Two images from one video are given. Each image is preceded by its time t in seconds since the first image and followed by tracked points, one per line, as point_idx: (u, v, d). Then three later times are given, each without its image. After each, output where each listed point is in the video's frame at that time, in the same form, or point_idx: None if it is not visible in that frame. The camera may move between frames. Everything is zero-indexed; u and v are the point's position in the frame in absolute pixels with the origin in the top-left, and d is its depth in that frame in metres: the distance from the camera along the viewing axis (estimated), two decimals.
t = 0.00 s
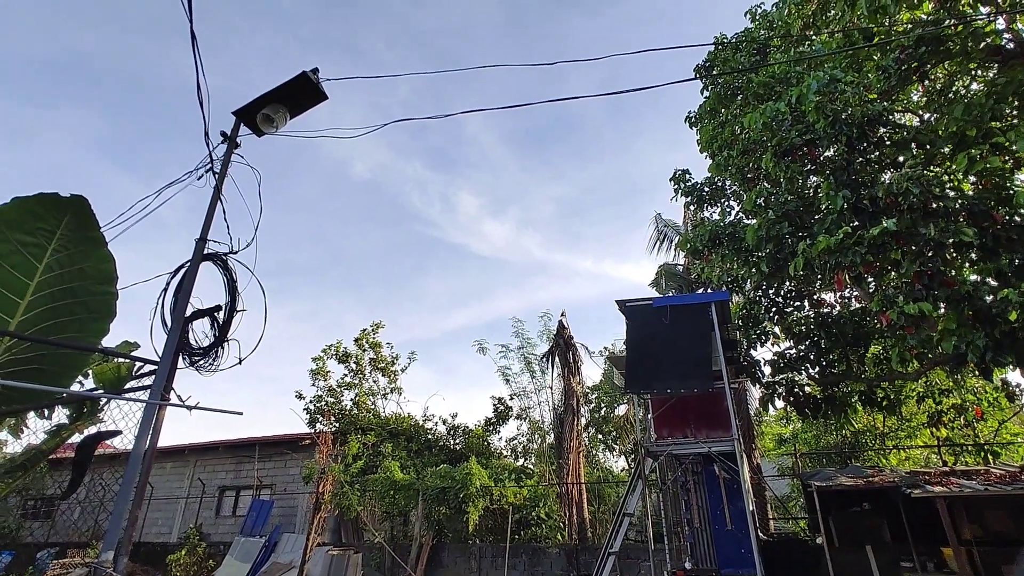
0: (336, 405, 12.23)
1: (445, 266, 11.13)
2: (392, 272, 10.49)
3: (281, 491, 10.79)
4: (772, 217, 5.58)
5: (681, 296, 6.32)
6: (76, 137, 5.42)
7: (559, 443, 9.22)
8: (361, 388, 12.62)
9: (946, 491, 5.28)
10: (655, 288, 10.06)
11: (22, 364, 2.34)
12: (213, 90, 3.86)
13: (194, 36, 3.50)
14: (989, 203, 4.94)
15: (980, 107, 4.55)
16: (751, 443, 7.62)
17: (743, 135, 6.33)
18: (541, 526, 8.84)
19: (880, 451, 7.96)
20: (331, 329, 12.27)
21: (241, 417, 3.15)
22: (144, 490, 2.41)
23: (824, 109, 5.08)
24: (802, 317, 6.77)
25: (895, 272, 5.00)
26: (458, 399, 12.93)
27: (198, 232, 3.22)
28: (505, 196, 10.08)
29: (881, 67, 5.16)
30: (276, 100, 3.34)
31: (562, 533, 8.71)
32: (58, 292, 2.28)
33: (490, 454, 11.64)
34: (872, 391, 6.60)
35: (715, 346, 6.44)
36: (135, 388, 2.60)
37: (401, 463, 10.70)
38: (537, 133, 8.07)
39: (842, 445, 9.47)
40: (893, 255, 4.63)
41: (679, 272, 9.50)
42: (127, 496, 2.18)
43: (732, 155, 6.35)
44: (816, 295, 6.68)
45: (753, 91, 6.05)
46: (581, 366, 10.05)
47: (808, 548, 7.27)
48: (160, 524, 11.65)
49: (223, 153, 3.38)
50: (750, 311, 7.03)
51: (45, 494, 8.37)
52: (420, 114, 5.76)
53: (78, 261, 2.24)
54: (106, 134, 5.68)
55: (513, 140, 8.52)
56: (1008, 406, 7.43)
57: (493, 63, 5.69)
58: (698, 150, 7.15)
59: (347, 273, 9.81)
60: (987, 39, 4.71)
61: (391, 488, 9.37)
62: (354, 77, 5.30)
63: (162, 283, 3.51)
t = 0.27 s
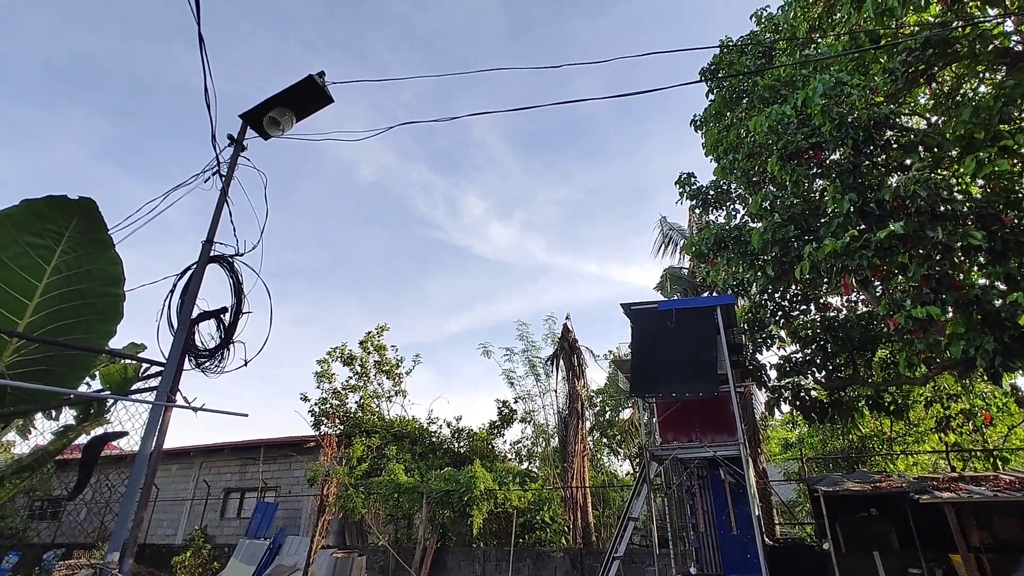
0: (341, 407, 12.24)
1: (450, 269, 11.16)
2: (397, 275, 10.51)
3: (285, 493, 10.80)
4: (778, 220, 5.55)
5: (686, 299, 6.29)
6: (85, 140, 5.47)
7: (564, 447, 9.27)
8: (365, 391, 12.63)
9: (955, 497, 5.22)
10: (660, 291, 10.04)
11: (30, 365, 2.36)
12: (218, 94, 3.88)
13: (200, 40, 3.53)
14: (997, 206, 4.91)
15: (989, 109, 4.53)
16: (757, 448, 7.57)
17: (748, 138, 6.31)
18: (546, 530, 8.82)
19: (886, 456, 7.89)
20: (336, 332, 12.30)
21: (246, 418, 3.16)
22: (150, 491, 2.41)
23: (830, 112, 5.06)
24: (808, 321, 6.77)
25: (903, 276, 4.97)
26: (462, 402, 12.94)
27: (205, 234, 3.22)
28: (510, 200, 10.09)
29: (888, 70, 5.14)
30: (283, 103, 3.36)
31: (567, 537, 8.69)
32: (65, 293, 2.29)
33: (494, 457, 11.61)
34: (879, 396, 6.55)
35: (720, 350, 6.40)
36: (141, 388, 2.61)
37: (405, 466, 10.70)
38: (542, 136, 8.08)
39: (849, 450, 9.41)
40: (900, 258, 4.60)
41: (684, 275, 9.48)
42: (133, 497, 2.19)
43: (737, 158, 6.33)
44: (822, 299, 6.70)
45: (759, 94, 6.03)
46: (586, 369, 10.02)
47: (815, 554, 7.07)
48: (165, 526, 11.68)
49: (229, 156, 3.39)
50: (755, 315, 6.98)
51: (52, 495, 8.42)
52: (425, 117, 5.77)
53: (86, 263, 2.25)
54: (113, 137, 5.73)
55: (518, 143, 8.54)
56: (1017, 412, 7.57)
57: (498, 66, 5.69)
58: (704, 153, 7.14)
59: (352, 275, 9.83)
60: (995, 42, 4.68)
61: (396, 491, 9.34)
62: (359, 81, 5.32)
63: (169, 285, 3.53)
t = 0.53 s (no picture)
0: (347, 411, 12.23)
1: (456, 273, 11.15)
2: (403, 279, 10.53)
3: (291, 497, 10.81)
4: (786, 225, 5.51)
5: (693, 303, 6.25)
6: (95, 145, 5.53)
7: (570, 452, 9.15)
8: (371, 395, 12.62)
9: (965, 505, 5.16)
10: (667, 295, 10.01)
11: (43, 369, 2.38)
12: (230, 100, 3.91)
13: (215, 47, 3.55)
14: (1008, 211, 4.86)
15: (999, 113, 4.49)
16: (765, 454, 7.51)
17: (755, 142, 6.29)
18: (553, 536, 8.87)
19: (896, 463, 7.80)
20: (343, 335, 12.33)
21: (254, 422, 3.17)
22: (159, 495, 2.42)
23: (838, 117, 5.03)
24: (816, 325, 6.69)
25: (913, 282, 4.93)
26: (468, 406, 12.94)
27: (214, 239, 3.25)
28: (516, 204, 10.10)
29: (897, 74, 5.11)
30: (292, 109, 3.39)
31: (573, 543, 8.65)
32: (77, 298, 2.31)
33: (500, 462, 11.59)
34: (888, 402, 6.49)
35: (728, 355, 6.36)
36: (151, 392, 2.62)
37: (411, 470, 10.69)
38: (548, 141, 8.09)
39: (857, 457, 9.32)
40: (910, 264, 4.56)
41: (690, 279, 9.44)
42: (142, 501, 2.20)
43: (744, 162, 6.31)
44: (830, 304, 6.63)
45: (766, 98, 6.01)
46: (592, 374, 10.00)
47: (825, 561, 7.10)
48: (172, 529, 11.73)
49: (239, 161, 3.42)
50: (763, 319, 6.94)
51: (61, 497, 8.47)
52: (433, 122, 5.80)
53: (98, 268, 2.28)
54: (123, 143, 5.79)
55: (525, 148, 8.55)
56: None
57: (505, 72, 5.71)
58: (711, 157, 7.12)
59: (358, 280, 9.86)
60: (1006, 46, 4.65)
61: (402, 495, 9.31)
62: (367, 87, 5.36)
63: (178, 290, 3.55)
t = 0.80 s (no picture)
0: (353, 415, 12.24)
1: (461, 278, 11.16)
2: (409, 283, 10.55)
3: (297, 501, 10.81)
4: (793, 230, 5.49)
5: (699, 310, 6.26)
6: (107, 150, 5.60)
7: (576, 456, 9.19)
8: (377, 399, 12.61)
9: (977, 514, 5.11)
10: (673, 300, 9.99)
11: (56, 372, 2.41)
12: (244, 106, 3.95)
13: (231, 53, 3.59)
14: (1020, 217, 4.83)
15: (1009, 118, 4.48)
16: (771, 460, 7.47)
17: (762, 148, 6.28)
18: (557, 542, 8.80)
19: (905, 471, 7.73)
20: (348, 339, 12.37)
21: (263, 426, 3.17)
22: (169, 498, 2.43)
23: (846, 122, 5.02)
24: (824, 331, 6.57)
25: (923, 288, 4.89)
26: (472, 411, 12.90)
27: (225, 244, 3.26)
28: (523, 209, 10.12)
29: (905, 79, 5.10)
30: (301, 115, 3.40)
31: (579, 549, 8.61)
32: (89, 301, 2.33)
33: (505, 467, 11.57)
34: (897, 409, 6.44)
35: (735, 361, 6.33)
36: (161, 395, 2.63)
37: (416, 474, 10.69)
38: (555, 146, 8.10)
39: (865, 464, 9.27)
40: (920, 270, 4.54)
41: (696, 284, 9.42)
42: (152, 505, 2.20)
43: (751, 167, 6.31)
44: (838, 310, 6.50)
45: (773, 104, 6.01)
46: (598, 379, 9.97)
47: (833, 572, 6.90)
48: (177, 532, 11.75)
49: (250, 166, 3.44)
50: (770, 325, 6.92)
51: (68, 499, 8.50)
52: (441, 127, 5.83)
53: (111, 273, 2.29)
54: (134, 148, 5.86)
55: (531, 152, 8.57)
56: None
57: (513, 77, 5.73)
58: (717, 163, 7.12)
59: (365, 284, 9.88)
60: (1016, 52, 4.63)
61: (407, 500, 9.29)
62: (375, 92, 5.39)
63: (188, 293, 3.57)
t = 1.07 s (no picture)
0: (357, 414, 12.26)
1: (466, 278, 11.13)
2: (414, 283, 10.57)
3: (301, 499, 10.84)
4: (802, 233, 5.46)
5: (706, 312, 6.17)
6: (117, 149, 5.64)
7: (580, 458, 9.22)
8: (381, 399, 12.64)
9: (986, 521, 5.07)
10: (679, 302, 9.96)
11: (67, 369, 2.43)
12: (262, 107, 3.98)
13: (249, 53, 3.61)
14: None
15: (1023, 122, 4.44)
16: (777, 463, 7.44)
17: (771, 150, 6.25)
18: (560, 542, 8.78)
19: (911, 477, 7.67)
20: (353, 338, 12.40)
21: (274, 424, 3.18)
22: (179, 495, 2.44)
23: (857, 125, 4.99)
24: (831, 335, 6.55)
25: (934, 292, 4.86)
26: (476, 411, 12.91)
27: (236, 242, 3.27)
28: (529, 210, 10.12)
29: (917, 82, 5.06)
30: (312, 115, 3.41)
31: (583, 551, 8.60)
32: (102, 299, 2.35)
33: (508, 468, 11.58)
34: (905, 414, 6.38)
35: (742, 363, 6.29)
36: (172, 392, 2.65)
37: (420, 474, 10.70)
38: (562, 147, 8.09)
39: (871, 469, 9.22)
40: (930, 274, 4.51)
41: (702, 287, 9.39)
42: (163, 502, 2.21)
43: (760, 170, 6.28)
44: (846, 313, 6.51)
45: (782, 107, 5.99)
46: (602, 380, 9.96)
47: None
48: (182, 528, 11.81)
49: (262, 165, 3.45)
50: (776, 329, 6.84)
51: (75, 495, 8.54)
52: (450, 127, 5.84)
53: (124, 270, 2.31)
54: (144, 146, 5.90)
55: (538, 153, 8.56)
56: None
57: (522, 78, 5.73)
58: (725, 165, 7.10)
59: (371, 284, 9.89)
60: None
61: (410, 500, 9.29)
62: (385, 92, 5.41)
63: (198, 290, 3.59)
